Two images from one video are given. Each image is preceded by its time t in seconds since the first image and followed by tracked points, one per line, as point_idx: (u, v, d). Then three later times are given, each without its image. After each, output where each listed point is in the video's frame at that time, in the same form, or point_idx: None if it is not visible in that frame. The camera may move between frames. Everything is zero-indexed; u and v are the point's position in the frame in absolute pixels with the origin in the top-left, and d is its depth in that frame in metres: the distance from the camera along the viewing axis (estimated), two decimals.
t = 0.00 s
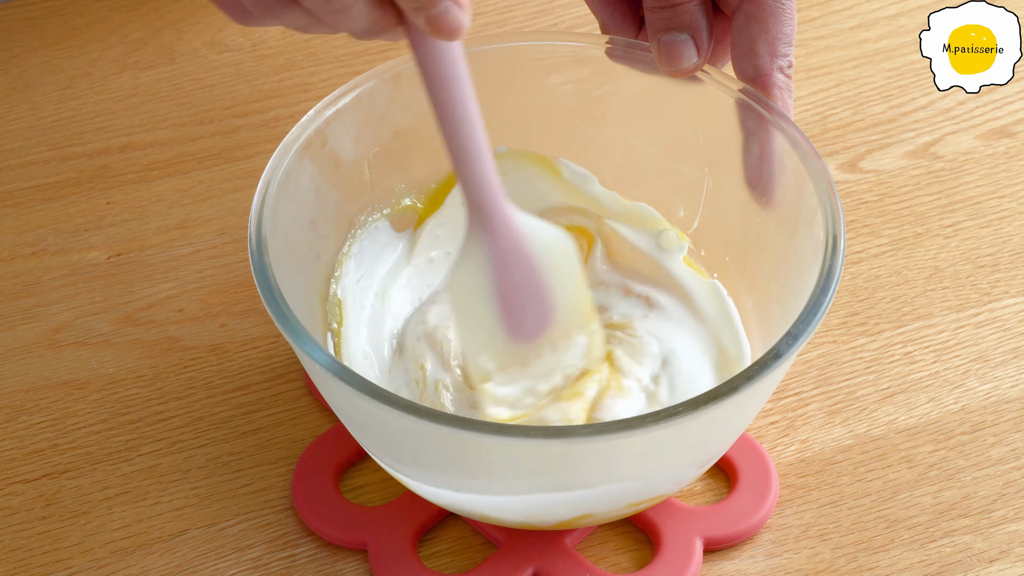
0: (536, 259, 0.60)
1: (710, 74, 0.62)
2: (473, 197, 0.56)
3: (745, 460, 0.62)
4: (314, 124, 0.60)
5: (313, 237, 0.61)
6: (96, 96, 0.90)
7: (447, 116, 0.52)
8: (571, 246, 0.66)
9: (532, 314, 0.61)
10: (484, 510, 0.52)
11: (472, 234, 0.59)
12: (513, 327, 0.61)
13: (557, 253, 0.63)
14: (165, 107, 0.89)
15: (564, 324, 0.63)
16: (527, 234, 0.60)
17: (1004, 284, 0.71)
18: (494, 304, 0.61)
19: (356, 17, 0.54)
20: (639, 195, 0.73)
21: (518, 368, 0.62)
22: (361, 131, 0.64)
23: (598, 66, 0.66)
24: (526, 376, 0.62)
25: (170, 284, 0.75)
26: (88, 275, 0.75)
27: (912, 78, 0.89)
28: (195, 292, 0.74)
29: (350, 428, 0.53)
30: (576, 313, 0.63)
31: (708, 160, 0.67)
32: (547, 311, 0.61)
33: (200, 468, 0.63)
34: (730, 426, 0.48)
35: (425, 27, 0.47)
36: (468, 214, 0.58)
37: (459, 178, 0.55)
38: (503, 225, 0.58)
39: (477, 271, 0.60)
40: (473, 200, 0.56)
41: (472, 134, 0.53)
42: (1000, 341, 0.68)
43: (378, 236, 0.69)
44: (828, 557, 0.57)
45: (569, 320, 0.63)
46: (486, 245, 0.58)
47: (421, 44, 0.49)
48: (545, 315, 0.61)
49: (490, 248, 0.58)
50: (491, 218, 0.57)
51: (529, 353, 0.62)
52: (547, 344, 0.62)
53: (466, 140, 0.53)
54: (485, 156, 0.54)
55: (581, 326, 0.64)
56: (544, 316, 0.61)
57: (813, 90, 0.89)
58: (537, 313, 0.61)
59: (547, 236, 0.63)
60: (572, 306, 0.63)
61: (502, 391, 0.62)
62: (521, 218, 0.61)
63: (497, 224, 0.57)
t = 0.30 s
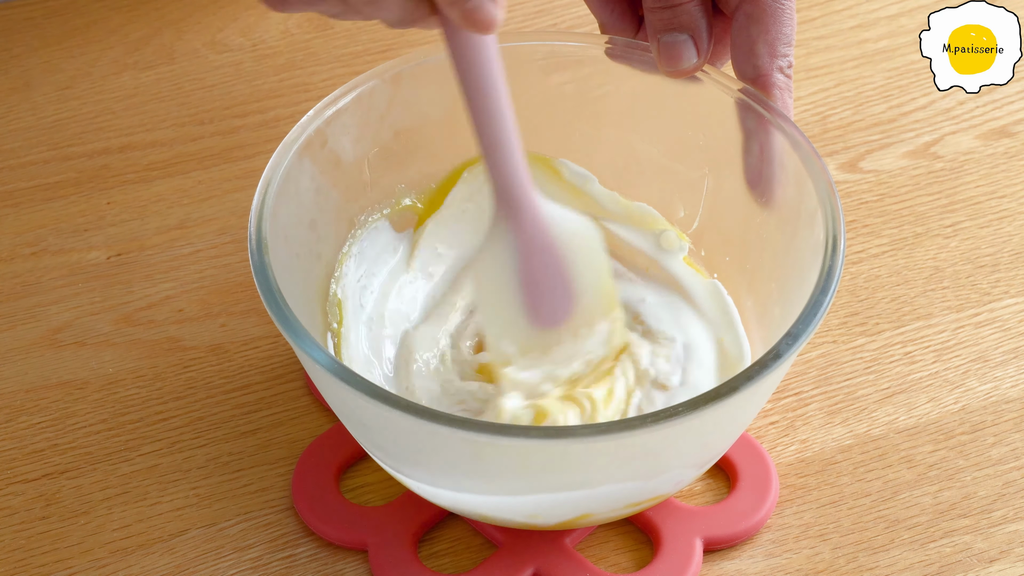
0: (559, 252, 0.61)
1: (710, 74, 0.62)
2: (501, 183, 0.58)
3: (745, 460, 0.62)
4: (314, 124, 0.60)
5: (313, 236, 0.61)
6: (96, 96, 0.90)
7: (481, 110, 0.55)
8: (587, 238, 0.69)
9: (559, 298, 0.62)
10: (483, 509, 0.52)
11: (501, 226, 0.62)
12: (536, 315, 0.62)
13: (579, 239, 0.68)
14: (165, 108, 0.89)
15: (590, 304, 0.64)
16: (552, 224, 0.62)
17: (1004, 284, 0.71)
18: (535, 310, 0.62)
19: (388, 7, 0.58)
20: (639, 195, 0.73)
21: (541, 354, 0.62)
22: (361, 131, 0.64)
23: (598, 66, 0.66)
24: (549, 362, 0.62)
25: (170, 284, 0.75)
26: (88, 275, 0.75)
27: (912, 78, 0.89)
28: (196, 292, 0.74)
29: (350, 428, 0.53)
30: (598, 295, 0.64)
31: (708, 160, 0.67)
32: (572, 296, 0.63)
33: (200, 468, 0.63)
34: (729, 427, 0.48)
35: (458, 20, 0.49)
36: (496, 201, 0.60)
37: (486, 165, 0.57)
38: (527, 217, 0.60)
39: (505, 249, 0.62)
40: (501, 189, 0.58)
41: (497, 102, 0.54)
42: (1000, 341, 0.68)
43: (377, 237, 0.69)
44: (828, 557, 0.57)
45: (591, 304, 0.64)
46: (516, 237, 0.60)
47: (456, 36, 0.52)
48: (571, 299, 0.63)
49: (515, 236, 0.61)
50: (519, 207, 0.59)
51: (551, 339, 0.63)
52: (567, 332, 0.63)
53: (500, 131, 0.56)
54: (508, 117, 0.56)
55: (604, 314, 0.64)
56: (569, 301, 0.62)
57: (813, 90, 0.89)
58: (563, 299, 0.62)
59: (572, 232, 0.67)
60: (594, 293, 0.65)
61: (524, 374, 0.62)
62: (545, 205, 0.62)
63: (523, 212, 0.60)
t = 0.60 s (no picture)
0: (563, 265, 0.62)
1: (709, 74, 0.62)
2: (500, 198, 0.58)
3: (745, 460, 0.62)
4: (314, 124, 0.60)
5: (313, 237, 0.61)
6: (96, 96, 0.90)
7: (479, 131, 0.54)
8: (598, 250, 0.68)
9: (563, 322, 0.62)
10: (484, 510, 0.52)
11: (501, 240, 0.61)
12: (539, 326, 0.63)
13: (582, 256, 0.65)
14: (165, 107, 0.89)
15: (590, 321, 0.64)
16: (552, 235, 0.62)
17: (1004, 284, 0.71)
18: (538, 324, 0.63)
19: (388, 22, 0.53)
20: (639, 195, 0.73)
21: (545, 366, 0.63)
22: (362, 132, 0.64)
23: (598, 66, 0.66)
24: (553, 373, 0.63)
25: (170, 284, 0.75)
26: (88, 275, 0.75)
27: (912, 78, 0.89)
28: (195, 292, 0.74)
29: (350, 428, 0.53)
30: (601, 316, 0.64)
31: (708, 160, 0.67)
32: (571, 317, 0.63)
33: (200, 468, 0.63)
34: (729, 428, 0.48)
35: (457, 33, 0.48)
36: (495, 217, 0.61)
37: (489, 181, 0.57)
38: (529, 228, 0.60)
39: (505, 269, 0.62)
40: (500, 204, 0.59)
41: (501, 143, 0.55)
42: (1000, 341, 0.68)
43: (377, 237, 0.69)
44: (828, 557, 0.57)
45: (594, 319, 0.64)
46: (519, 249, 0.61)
47: (455, 51, 0.51)
48: (574, 316, 0.63)
49: (516, 248, 0.61)
50: (518, 220, 0.60)
51: (553, 353, 0.63)
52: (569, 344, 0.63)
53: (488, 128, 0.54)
54: (507, 135, 0.56)
55: (604, 325, 0.64)
56: (574, 311, 0.63)
57: (813, 90, 0.89)
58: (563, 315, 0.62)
59: (575, 246, 0.65)
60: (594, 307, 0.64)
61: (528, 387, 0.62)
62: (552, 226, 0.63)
63: (524, 223, 0.60)
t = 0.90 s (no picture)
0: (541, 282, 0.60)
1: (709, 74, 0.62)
2: (473, 211, 0.56)
3: (745, 460, 0.62)
4: (314, 124, 0.60)
5: (313, 237, 0.61)
6: (97, 96, 0.90)
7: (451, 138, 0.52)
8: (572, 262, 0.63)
9: (531, 331, 0.61)
10: (483, 510, 0.52)
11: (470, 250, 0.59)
12: (507, 337, 0.61)
13: (549, 268, 0.61)
14: (165, 107, 0.89)
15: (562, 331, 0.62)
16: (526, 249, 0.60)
17: (1004, 284, 0.71)
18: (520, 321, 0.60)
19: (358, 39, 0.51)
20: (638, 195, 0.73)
21: (513, 378, 0.62)
22: (361, 132, 0.64)
23: (598, 66, 0.66)
24: (524, 387, 0.62)
25: (170, 284, 0.75)
26: (88, 275, 0.75)
27: (912, 78, 0.89)
28: (195, 292, 0.74)
29: (350, 428, 0.53)
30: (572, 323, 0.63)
31: (708, 160, 0.67)
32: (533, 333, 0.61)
33: (200, 468, 0.63)
34: (729, 427, 0.48)
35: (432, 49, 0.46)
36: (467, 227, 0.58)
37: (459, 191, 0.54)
38: (501, 241, 0.58)
39: (478, 276, 0.59)
40: (473, 216, 0.56)
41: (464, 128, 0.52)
42: (1000, 341, 0.68)
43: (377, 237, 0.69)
44: (828, 557, 0.57)
45: (567, 330, 0.63)
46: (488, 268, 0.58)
47: (429, 65, 0.49)
48: (543, 329, 0.61)
49: (487, 262, 0.58)
50: (489, 231, 0.57)
51: (526, 366, 0.62)
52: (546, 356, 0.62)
53: (461, 155, 0.53)
54: (482, 148, 0.53)
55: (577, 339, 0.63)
56: (541, 323, 0.61)
57: (813, 90, 0.89)
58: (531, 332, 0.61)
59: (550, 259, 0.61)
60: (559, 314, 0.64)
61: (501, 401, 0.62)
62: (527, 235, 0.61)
63: (495, 234, 0.57)
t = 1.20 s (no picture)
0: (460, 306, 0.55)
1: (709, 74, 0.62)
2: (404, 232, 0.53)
3: (745, 460, 0.62)
4: (314, 124, 0.60)
5: (313, 237, 0.61)
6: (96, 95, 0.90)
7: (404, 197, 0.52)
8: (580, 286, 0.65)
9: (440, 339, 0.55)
10: (484, 510, 0.52)
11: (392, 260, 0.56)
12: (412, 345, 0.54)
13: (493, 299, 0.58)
14: (165, 107, 0.89)
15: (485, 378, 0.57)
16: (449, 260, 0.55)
17: (1004, 284, 0.71)
18: (465, 284, 0.57)
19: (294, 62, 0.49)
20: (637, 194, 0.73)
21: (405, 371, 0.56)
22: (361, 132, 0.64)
23: (598, 66, 0.66)
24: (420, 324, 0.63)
25: (170, 284, 0.75)
26: (88, 275, 0.75)
27: (912, 78, 0.89)
28: (195, 293, 0.74)
29: (350, 428, 0.53)
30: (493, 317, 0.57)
31: (707, 160, 0.67)
32: (460, 335, 0.55)
33: (200, 468, 0.63)
34: (729, 427, 0.48)
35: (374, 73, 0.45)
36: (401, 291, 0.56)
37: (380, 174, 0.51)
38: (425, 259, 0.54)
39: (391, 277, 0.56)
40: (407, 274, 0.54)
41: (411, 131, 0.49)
42: (1000, 341, 0.68)
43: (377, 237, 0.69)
44: (828, 557, 0.57)
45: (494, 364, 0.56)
46: (395, 248, 0.54)
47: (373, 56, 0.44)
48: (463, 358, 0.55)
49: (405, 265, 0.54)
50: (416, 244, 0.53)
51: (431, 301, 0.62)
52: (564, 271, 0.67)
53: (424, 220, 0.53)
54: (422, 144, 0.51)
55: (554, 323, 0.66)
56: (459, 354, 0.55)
57: (813, 90, 0.89)
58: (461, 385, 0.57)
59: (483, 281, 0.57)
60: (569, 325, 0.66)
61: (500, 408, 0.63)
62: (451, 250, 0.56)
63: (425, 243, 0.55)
